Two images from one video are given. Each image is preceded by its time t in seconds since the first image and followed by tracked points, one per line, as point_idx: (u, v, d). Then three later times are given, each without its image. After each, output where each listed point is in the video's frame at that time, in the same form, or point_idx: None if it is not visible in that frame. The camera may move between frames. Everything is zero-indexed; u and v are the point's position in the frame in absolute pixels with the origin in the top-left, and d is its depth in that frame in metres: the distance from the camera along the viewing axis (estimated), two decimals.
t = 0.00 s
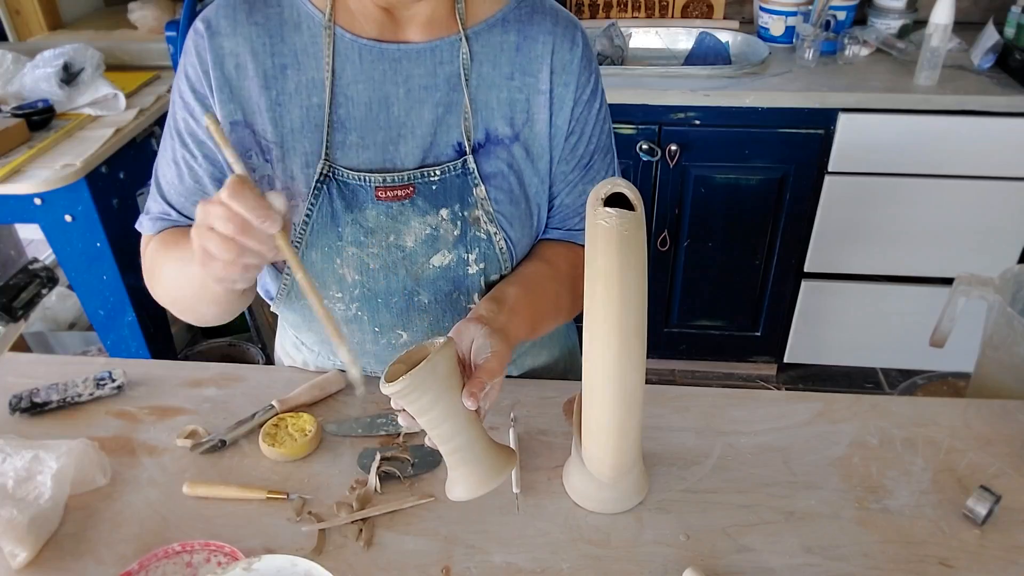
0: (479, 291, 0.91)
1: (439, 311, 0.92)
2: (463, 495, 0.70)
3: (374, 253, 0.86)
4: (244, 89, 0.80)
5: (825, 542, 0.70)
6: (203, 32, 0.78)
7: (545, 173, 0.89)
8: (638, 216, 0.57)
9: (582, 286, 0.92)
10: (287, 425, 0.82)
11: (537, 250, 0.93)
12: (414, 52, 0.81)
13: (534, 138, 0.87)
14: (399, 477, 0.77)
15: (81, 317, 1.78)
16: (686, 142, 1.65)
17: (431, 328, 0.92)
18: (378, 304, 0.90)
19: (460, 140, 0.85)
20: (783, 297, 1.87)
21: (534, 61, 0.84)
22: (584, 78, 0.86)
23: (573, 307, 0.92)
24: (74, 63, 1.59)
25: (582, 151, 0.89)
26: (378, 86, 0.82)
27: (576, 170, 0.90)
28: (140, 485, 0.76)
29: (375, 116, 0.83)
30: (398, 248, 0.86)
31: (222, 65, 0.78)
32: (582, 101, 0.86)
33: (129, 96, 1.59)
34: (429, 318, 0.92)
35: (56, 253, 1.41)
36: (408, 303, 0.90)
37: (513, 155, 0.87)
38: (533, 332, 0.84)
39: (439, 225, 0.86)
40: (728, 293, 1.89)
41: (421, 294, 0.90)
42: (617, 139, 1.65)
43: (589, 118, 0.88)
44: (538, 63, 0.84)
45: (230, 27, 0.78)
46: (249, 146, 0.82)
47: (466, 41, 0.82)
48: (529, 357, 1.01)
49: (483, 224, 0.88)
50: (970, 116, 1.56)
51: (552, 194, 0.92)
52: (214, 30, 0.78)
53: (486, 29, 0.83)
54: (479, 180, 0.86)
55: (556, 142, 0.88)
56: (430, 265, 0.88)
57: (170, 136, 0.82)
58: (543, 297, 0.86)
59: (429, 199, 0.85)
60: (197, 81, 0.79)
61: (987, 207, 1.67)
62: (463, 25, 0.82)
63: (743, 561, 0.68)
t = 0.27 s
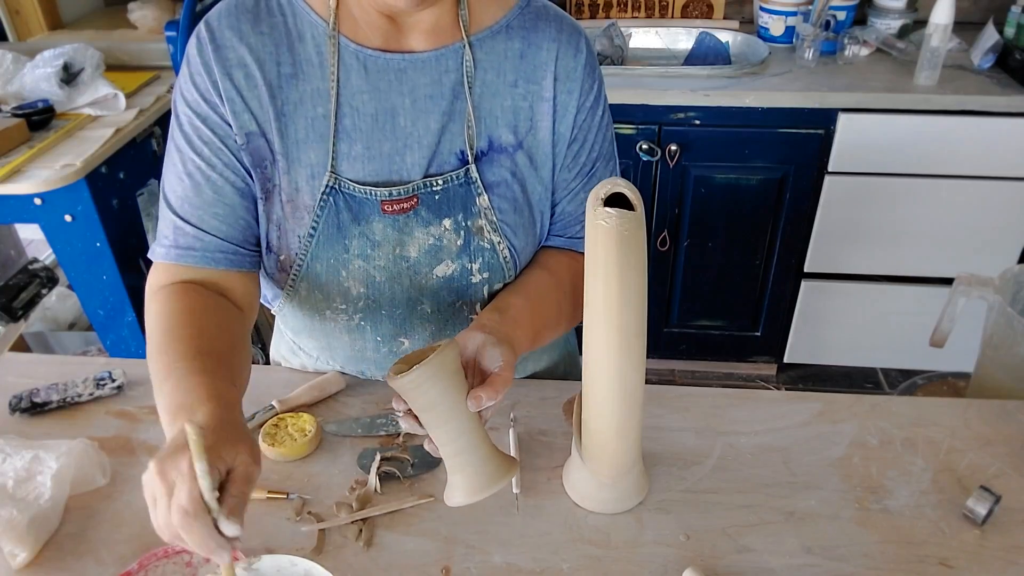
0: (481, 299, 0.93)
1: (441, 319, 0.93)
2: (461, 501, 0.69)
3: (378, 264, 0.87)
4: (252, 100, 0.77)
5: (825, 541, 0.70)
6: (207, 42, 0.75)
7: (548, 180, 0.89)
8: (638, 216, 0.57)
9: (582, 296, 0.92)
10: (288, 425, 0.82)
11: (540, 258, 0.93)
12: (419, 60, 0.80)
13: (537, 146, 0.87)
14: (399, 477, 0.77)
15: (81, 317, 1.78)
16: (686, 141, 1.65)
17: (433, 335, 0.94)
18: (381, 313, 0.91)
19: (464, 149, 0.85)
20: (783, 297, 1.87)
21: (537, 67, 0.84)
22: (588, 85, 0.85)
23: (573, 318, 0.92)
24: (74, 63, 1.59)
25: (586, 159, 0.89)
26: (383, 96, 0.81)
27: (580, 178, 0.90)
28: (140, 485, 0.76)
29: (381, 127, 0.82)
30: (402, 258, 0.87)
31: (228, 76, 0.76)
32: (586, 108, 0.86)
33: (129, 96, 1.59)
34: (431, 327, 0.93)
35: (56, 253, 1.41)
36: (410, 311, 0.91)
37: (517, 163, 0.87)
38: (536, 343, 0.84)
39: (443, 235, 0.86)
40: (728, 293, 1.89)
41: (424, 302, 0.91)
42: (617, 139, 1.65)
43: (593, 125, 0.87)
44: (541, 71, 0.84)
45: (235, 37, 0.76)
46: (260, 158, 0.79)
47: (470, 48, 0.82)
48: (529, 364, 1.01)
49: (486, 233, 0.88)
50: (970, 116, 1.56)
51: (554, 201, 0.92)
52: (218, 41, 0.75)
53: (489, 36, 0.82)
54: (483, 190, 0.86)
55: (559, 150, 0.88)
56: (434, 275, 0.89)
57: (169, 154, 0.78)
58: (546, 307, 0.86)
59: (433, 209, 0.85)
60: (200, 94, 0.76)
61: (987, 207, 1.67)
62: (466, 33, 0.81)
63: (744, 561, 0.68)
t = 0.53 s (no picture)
0: (473, 303, 0.92)
1: (433, 322, 0.92)
2: (479, 506, 0.68)
3: (365, 265, 0.87)
4: (234, 102, 0.80)
5: (825, 541, 0.70)
6: (192, 45, 0.78)
7: (541, 184, 0.89)
8: (638, 216, 0.58)
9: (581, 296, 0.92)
10: (287, 425, 0.82)
11: (533, 262, 0.93)
12: (408, 62, 0.81)
13: (529, 150, 0.86)
14: (399, 477, 0.76)
15: (81, 317, 1.78)
16: (686, 141, 1.65)
17: (426, 338, 0.93)
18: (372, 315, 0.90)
19: (454, 152, 0.85)
20: (783, 297, 1.87)
21: (530, 70, 0.83)
22: (583, 88, 0.84)
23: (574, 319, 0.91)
24: (74, 63, 1.59)
25: (579, 162, 0.88)
26: (370, 97, 0.82)
27: (573, 182, 0.89)
28: (140, 485, 0.76)
29: (366, 128, 0.83)
30: (390, 260, 0.87)
31: (211, 78, 0.79)
32: (580, 111, 0.85)
33: (128, 96, 1.59)
34: (423, 330, 0.92)
35: (55, 253, 1.41)
36: (401, 314, 0.91)
37: (508, 167, 0.87)
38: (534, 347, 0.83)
39: (431, 238, 0.86)
40: (728, 293, 1.89)
41: (415, 305, 0.90)
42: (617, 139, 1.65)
43: (586, 129, 0.86)
44: (534, 74, 0.83)
45: (220, 39, 0.78)
46: (239, 158, 0.82)
47: (462, 51, 0.81)
48: (530, 364, 1.01)
49: (476, 237, 0.88)
50: (970, 116, 1.56)
51: (548, 205, 0.91)
52: (203, 43, 0.78)
53: (483, 38, 0.82)
54: (472, 193, 0.86)
55: (552, 154, 0.87)
56: (423, 278, 0.89)
57: (167, 146, 0.84)
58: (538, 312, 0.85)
59: (421, 212, 0.85)
60: (189, 93, 0.80)
61: (987, 207, 1.67)
62: (458, 35, 0.81)
63: (743, 561, 0.68)
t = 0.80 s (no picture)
0: (469, 298, 0.92)
1: (429, 317, 0.92)
2: (463, 493, 0.67)
3: (361, 256, 0.87)
4: (235, 94, 0.81)
5: (825, 541, 0.70)
6: (197, 38, 0.79)
7: (538, 182, 0.88)
8: (638, 216, 0.57)
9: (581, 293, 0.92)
10: (287, 425, 0.82)
11: (530, 259, 0.93)
12: (407, 57, 0.81)
13: (526, 147, 0.86)
14: (399, 477, 0.76)
15: (81, 316, 1.78)
16: (686, 141, 1.65)
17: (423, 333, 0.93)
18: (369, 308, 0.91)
19: (451, 147, 0.84)
20: (783, 296, 1.87)
21: (528, 67, 0.82)
22: (582, 86, 0.84)
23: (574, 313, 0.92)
24: (74, 63, 1.59)
25: (577, 161, 0.87)
26: (369, 91, 0.82)
27: (570, 180, 0.88)
28: (140, 484, 0.76)
29: (364, 122, 0.83)
30: (385, 253, 0.87)
31: (214, 70, 0.80)
32: (578, 109, 0.84)
33: (129, 96, 1.59)
34: (419, 325, 0.93)
35: (56, 253, 1.41)
36: (397, 308, 0.91)
37: (506, 163, 0.86)
38: (528, 342, 0.84)
39: (427, 232, 0.86)
40: (728, 292, 1.89)
41: (412, 300, 0.91)
42: (617, 139, 1.65)
43: (585, 126, 0.86)
44: (532, 70, 0.83)
45: (223, 33, 0.79)
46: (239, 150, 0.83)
47: (460, 47, 0.81)
48: (531, 364, 1.01)
49: (472, 231, 0.88)
50: (971, 116, 1.56)
51: (546, 202, 0.90)
52: (208, 36, 0.79)
53: (481, 34, 0.82)
54: (469, 188, 0.86)
55: (549, 151, 0.86)
56: (419, 272, 0.89)
57: (172, 135, 0.85)
58: (534, 307, 0.86)
59: (418, 206, 0.85)
60: (193, 84, 0.81)
61: (987, 207, 1.67)
62: (456, 31, 0.81)
63: (743, 561, 0.68)
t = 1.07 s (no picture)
0: (471, 293, 0.92)
1: (432, 312, 0.92)
2: (468, 489, 0.68)
3: (364, 252, 0.87)
4: (239, 90, 0.81)
5: (825, 541, 0.70)
6: (202, 34, 0.79)
7: (540, 179, 0.88)
8: (638, 216, 0.58)
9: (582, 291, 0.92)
10: (288, 425, 0.82)
11: (531, 256, 0.93)
12: (410, 53, 0.81)
13: (529, 143, 0.86)
14: (399, 477, 0.77)
15: (81, 316, 1.78)
16: (686, 141, 1.65)
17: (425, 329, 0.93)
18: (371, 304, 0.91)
19: (454, 143, 0.84)
20: (783, 296, 1.87)
21: (531, 64, 0.82)
22: (583, 84, 0.84)
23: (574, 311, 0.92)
24: (74, 63, 1.59)
25: (579, 158, 0.87)
26: (372, 88, 0.82)
27: (572, 177, 0.88)
28: (140, 485, 0.76)
29: (367, 118, 0.83)
30: (389, 248, 0.87)
31: (219, 66, 0.80)
32: (580, 107, 0.84)
33: (129, 96, 1.59)
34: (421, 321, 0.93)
35: (56, 253, 1.41)
36: (400, 304, 0.91)
37: (508, 159, 0.86)
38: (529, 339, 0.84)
39: (430, 227, 0.87)
40: (728, 292, 1.89)
41: (414, 295, 0.91)
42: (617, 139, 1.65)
43: (587, 124, 0.86)
44: (534, 67, 0.83)
45: (229, 30, 0.79)
46: (242, 146, 0.83)
47: (463, 44, 0.81)
48: (530, 365, 1.01)
49: (474, 227, 0.88)
50: (970, 116, 1.56)
51: (547, 199, 0.90)
52: (213, 33, 0.79)
53: (484, 32, 0.82)
54: (472, 183, 0.86)
55: (551, 148, 0.86)
56: (421, 267, 0.89)
57: (171, 130, 0.85)
58: (534, 304, 0.86)
59: (421, 201, 0.85)
60: (196, 80, 0.81)
61: (987, 207, 1.67)
62: (459, 29, 0.81)
63: (743, 561, 0.68)
